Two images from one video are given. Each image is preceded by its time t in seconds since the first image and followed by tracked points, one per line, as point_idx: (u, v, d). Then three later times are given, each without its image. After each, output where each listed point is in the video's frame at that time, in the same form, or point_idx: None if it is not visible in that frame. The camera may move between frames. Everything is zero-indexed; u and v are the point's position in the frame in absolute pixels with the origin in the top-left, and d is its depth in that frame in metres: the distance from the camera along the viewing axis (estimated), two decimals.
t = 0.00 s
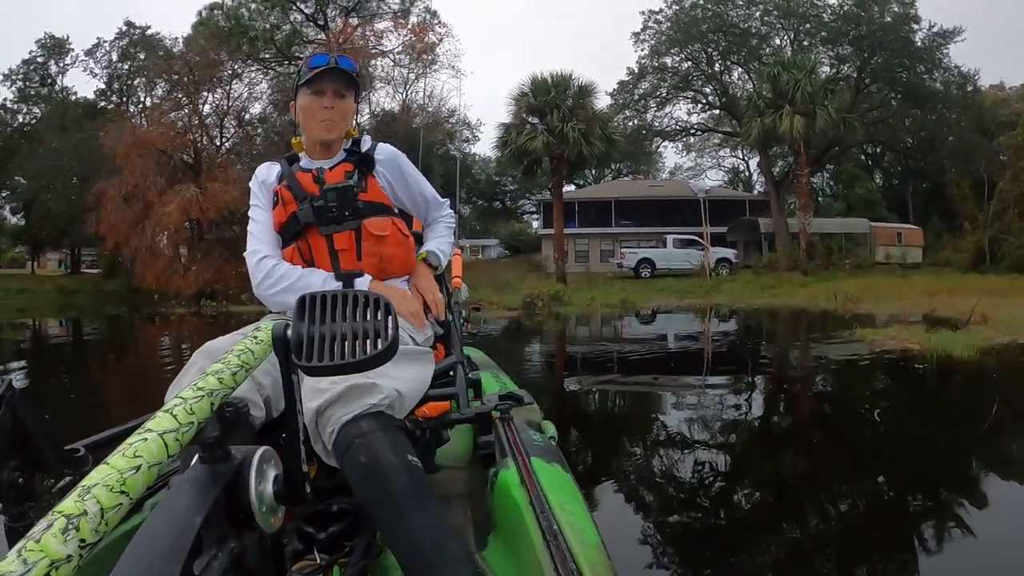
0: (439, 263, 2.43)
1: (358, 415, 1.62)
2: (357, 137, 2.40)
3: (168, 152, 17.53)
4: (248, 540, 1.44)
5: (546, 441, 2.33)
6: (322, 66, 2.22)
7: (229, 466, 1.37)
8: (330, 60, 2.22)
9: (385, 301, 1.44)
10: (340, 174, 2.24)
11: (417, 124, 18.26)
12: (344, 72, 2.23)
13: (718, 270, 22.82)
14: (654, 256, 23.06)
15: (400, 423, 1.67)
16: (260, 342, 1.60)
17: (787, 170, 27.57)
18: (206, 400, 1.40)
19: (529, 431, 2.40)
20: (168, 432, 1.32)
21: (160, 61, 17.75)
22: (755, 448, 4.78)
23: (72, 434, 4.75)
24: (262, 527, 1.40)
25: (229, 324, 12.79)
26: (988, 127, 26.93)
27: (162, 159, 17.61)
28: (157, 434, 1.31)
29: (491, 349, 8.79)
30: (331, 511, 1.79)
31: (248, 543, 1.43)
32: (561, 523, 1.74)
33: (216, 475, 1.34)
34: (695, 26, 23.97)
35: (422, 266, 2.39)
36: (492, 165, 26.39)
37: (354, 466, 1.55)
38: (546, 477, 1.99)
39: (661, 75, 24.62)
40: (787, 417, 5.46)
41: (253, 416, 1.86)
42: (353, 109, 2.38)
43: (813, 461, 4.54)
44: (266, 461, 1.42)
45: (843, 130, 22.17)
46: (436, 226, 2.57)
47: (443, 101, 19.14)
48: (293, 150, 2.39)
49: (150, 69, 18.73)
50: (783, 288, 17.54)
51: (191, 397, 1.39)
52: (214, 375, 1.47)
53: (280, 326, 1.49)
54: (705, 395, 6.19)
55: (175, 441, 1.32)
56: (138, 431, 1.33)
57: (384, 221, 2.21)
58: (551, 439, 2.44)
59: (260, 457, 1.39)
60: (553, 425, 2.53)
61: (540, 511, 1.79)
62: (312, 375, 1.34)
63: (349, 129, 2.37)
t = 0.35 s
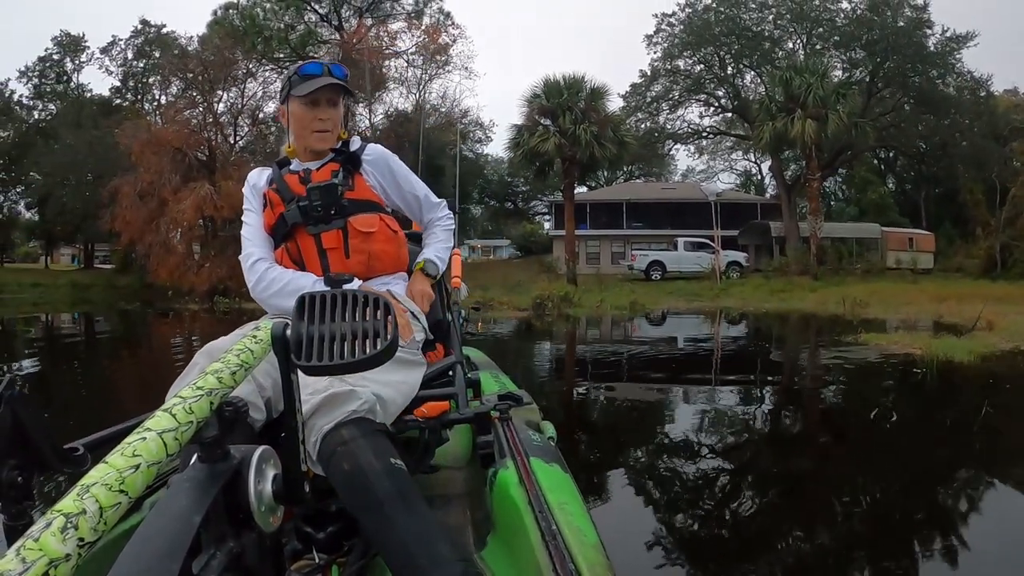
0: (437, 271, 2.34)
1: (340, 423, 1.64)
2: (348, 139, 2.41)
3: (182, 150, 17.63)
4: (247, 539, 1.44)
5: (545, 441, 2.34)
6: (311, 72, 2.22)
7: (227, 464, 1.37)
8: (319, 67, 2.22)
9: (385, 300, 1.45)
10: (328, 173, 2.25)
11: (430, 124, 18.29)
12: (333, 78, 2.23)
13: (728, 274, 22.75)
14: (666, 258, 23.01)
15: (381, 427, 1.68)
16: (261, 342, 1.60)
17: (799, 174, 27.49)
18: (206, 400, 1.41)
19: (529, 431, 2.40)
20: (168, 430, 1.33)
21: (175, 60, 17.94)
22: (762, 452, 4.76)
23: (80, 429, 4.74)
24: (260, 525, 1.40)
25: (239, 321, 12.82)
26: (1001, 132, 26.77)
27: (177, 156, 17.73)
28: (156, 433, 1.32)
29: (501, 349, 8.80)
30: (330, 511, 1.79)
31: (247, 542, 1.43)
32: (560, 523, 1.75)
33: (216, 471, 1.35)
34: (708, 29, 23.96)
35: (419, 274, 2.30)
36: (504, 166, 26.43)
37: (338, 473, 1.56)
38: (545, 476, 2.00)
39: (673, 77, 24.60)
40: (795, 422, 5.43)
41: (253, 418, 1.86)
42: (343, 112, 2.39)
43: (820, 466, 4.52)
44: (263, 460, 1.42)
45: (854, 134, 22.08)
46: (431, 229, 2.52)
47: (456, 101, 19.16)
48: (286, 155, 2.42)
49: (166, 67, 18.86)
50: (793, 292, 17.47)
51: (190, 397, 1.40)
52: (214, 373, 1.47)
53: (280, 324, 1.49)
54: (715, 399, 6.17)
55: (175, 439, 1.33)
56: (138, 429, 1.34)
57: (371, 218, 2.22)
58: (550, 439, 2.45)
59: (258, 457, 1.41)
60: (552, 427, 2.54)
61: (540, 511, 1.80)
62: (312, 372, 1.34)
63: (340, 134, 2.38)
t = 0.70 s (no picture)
0: (434, 269, 2.35)
1: (334, 423, 1.64)
2: (345, 139, 2.42)
3: (194, 152, 17.74)
4: (243, 535, 1.45)
5: (542, 444, 2.36)
6: (306, 74, 2.23)
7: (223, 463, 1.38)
8: (313, 68, 2.23)
9: (386, 298, 1.42)
10: (327, 173, 2.26)
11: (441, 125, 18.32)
12: (329, 79, 2.24)
13: (739, 274, 22.70)
14: (676, 259, 23.00)
15: (376, 427, 1.69)
16: (263, 337, 1.56)
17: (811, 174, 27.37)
18: (204, 396, 1.37)
19: (526, 433, 2.41)
20: (165, 427, 1.30)
21: (188, 62, 18.04)
22: (771, 451, 4.74)
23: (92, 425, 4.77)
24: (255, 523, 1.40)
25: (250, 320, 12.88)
26: (1013, 131, 26.59)
27: (190, 158, 17.83)
28: (153, 428, 1.29)
29: (511, 348, 8.81)
30: (326, 510, 1.81)
31: (243, 538, 1.44)
32: (554, 524, 1.76)
33: (213, 471, 1.36)
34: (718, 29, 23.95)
35: (418, 276, 2.32)
36: (515, 167, 26.49)
37: (333, 474, 1.55)
38: (542, 478, 2.01)
39: (684, 77, 24.58)
40: (805, 421, 5.41)
41: (253, 417, 1.87)
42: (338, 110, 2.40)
43: (829, 465, 4.50)
44: (259, 457, 1.44)
45: (864, 134, 22.00)
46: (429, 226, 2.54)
47: (467, 102, 19.19)
48: (281, 158, 2.43)
49: (179, 70, 18.99)
50: (803, 292, 17.45)
51: (190, 392, 1.36)
52: (213, 369, 1.43)
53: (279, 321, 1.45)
54: (726, 398, 6.15)
55: (172, 437, 1.30)
56: (136, 424, 1.30)
57: (373, 216, 2.24)
58: (546, 443, 2.46)
59: (255, 455, 1.42)
60: (549, 430, 2.57)
61: (535, 512, 1.81)
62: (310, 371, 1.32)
63: (335, 134, 2.40)
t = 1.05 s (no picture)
0: (438, 280, 2.26)
1: (333, 422, 1.65)
2: (346, 139, 2.43)
3: (207, 153, 17.85)
4: (243, 537, 1.45)
5: (542, 443, 2.36)
6: (306, 72, 2.24)
7: (223, 464, 1.38)
8: (313, 67, 2.25)
9: (385, 298, 1.40)
10: (331, 173, 2.28)
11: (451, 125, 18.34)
12: (328, 76, 2.26)
13: (750, 274, 22.64)
14: (687, 258, 22.96)
15: (375, 426, 1.70)
16: (262, 338, 1.56)
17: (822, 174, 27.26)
18: (203, 397, 1.37)
19: (525, 434, 2.42)
20: (165, 427, 1.29)
21: (200, 63, 18.15)
22: (781, 454, 4.72)
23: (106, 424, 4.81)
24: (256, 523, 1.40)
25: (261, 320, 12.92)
26: None
27: (204, 159, 17.93)
28: (153, 429, 1.28)
29: (523, 349, 8.81)
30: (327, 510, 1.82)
31: (242, 539, 1.44)
32: (555, 523, 1.76)
33: (213, 472, 1.35)
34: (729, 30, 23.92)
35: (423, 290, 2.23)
36: (526, 167, 26.50)
37: (333, 474, 1.56)
38: (542, 478, 2.01)
39: (695, 77, 24.55)
40: (815, 423, 5.38)
41: (253, 417, 1.88)
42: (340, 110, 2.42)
43: (840, 468, 4.47)
44: (260, 457, 1.44)
45: (875, 133, 21.91)
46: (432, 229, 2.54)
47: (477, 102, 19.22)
48: (284, 156, 2.45)
49: (191, 71, 19.10)
50: (814, 292, 17.40)
51: (190, 393, 1.36)
52: (214, 369, 1.43)
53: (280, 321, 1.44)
54: (735, 400, 6.13)
55: (172, 437, 1.29)
56: (136, 425, 1.30)
57: (377, 217, 2.25)
58: (546, 442, 2.47)
59: (255, 455, 1.41)
60: (549, 429, 2.58)
61: (536, 512, 1.81)
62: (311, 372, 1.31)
63: (336, 133, 2.41)
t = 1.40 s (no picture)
0: (448, 241, 2.35)
1: (333, 421, 1.67)
2: (348, 137, 2.44)
3: (220, 154, 17.96)
4: (243, 536, 1.46)
5: (542, 443, 2.36)
6: (300, 71, 2.25)
7: (223, 464, 1.38)
8: (307, 65, 2.25)
9: (386, 299, 1.41)
10: (334, 172, 2.28)
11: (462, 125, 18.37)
12: (321, 75, 2.26)
13: (761, 273, 22.57)
14: (698, 258, 22.90)
15: (374, 426, 1.71)
16: (262, 338, 1.58)
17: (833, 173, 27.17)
18: (204, 397, 1.38)
19: (525, 432, 2.42)
20: (165, 427, 1.30)
21: (213, 65, 18.26)
22: (791, 454, 4.70)
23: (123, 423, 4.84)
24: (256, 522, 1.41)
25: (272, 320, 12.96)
26: None
27: (217, 160, 18.05)
28: (153, 429, 1.29)
29: (534, 348, 8.82)
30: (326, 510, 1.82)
31: (243, 540, 1.45)
32: (555, 523, 1.75)
33: (213, 472, 1.36)
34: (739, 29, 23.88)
35: (430, 246, 2.32)
36: (536, 167, 26.49)
37: (334, 473, 1.57)
38: (542, 477, 2.01)
39: (705, 77, 24.50)
40: (824, 423, 5.37)
41: (253, 417, 1.89)
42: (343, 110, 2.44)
43: (850, 469, 4.45)
44: (261, 457, 1.44)
45: (885, 132, 21.81)
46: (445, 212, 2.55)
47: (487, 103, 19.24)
48: (287, 156, 2.47)
49: (203, 73, 19.21)
50: (826, 291, 17.33)
51: (190, 393, 1.37)
52: (214, 370, 1.45)
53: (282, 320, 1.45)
54: (745, 400, 6.11)
55: (173, 437, 1.30)
56: (137, 425, 1.31)
57: (378, 217, 2.25)
58: (545, 441, 2.47)
59: (255, 456, 1.42)
60: (548, 428, 2.60)
61: (536, 512, 1.81)
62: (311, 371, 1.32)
63: (338, 131, 2.43)
